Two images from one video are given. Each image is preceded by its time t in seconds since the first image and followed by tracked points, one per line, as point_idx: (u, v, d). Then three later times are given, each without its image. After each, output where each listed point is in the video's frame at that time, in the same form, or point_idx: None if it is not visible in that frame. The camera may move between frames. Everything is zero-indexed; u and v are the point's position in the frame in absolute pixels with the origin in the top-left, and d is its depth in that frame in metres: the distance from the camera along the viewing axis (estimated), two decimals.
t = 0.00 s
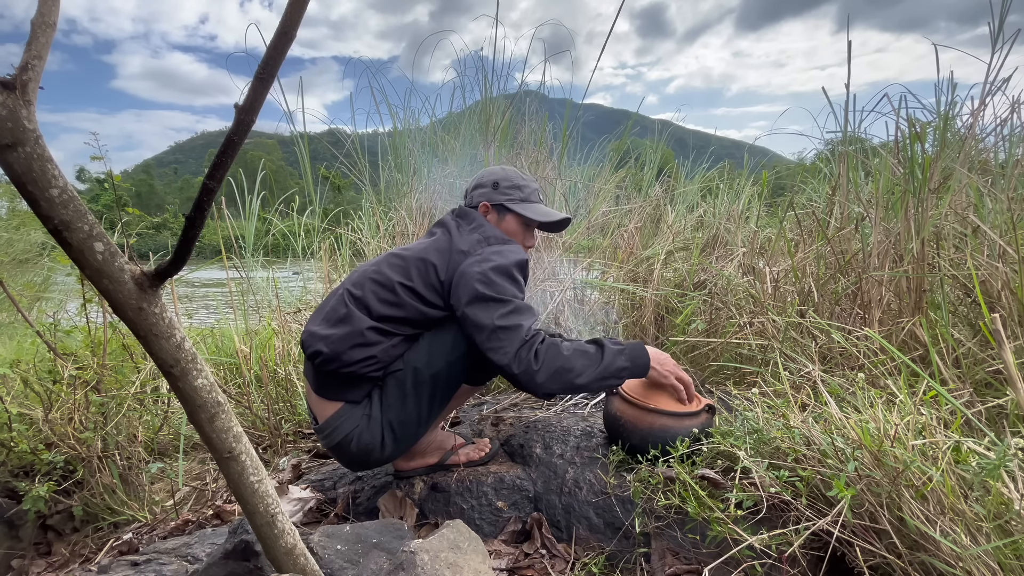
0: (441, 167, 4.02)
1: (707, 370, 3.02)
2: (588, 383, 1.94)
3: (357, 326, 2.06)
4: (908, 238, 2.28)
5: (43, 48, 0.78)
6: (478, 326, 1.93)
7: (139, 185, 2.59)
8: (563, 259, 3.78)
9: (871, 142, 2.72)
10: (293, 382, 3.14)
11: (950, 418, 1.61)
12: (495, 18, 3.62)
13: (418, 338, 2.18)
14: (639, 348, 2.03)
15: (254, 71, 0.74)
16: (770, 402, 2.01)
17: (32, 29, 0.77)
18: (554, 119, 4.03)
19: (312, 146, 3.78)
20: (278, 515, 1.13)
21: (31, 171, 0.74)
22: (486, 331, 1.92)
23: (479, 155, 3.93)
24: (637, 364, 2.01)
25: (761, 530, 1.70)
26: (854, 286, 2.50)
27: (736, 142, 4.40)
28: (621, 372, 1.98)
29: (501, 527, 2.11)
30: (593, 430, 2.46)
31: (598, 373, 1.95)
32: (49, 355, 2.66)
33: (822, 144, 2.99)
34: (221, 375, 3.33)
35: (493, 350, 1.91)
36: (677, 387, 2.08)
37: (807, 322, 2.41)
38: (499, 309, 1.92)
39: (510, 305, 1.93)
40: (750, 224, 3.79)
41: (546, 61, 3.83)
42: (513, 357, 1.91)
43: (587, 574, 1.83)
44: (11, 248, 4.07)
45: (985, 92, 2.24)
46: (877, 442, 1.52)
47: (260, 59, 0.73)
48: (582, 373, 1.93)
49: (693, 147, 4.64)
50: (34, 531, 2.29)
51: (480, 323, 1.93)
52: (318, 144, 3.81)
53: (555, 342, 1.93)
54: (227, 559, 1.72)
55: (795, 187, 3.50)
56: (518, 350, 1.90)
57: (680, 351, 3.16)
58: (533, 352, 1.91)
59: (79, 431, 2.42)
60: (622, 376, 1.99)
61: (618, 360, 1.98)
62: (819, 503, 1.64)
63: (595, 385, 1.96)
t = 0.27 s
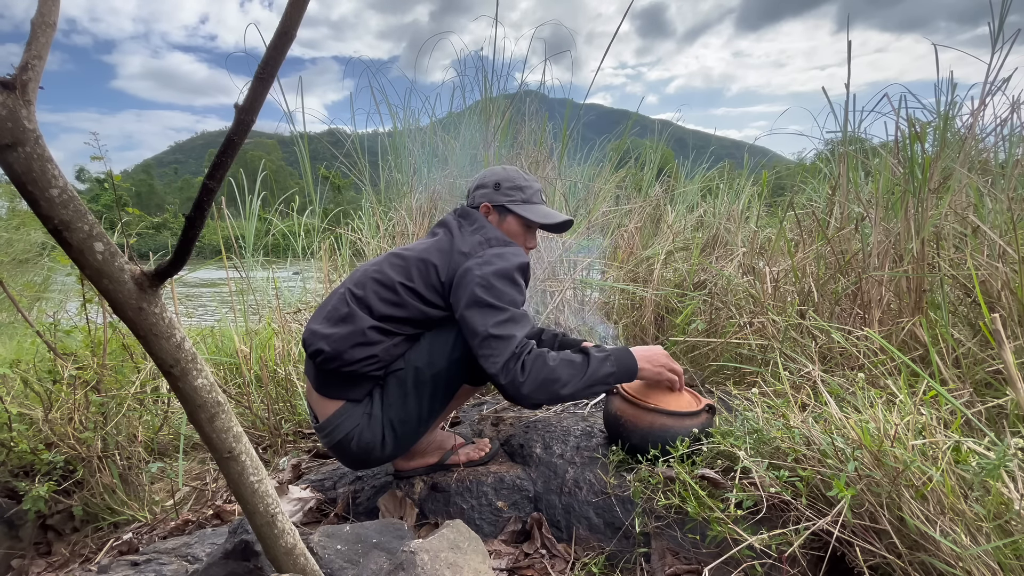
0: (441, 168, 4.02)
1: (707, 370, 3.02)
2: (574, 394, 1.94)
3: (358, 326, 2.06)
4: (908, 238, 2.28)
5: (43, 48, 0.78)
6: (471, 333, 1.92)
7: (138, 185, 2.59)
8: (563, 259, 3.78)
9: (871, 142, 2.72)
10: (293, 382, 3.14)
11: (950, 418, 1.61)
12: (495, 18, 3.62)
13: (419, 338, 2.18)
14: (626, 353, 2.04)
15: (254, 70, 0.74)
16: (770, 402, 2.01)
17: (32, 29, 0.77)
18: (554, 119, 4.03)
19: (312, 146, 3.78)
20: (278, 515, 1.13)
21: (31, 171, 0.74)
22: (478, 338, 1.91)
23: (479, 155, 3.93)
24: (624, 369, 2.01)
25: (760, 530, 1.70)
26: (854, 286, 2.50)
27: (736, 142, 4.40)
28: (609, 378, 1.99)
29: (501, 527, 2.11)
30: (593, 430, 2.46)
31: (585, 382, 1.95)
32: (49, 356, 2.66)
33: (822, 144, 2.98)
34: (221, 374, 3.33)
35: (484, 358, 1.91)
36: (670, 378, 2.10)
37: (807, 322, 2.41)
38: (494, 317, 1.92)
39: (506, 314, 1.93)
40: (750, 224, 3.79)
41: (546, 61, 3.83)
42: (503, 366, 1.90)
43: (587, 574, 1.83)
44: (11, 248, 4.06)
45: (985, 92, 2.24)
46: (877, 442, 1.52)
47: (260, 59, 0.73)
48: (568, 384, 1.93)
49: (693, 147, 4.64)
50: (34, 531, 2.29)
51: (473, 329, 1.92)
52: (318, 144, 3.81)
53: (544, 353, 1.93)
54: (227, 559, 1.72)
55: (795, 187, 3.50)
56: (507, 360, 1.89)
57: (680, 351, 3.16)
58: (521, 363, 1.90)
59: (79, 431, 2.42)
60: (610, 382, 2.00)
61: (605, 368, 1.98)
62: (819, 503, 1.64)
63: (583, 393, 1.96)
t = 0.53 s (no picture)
0: (441, 167, 4.02)
1: (707, 370, 3.02)
2: (573, 396, 1.96)
3: (360, 325, 2.06)
4: (908, 238, 2.28)
5: (43, 48, 0.78)
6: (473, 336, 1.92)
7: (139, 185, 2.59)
8: (563, 259, 3.78)
9: (871, 142, 2.72)
10: (293, 382, 3.14)
11: (950, 418, 1.61)
12: (495, 18, 3.62)
13: (421, 338, 2.18)
14: (626, 354, 2.06)
15: (254, 70, 0.74)
16: (770, 402, 2.01)
17: (32, 29, 0.77)
18: (554, 119, 4.03)
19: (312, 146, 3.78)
20: (278, 515, 1.12)
21: (31, 171, 0.74)
22: (480, 340, 1.91)
23: (479, 155, 3.91)
24: (624, 369, 2.03)
25: (760, 530, 1.70)
26: (854, 286, 2.50)
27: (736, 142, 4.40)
28: (607, 380, 2.01)
29: (501, 527, 2.11)
30: (593, 430, 2.46)
31: (585, 384, 1.98)
32: (49, 356, 2.65)
33: (822, 144, 2.99)
34: (221, 374, 3.33)
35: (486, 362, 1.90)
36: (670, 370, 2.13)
37: (806, 322, 2.41)
38: (496, 320, 1.92)
39: (507, 317, 1.93)
40: (750, 224, 3.79)
41: (546, 61, 3.82)
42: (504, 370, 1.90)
43: (587, 574, 1.83)
44: (11, 248, 4.06)
45: (985, 92, 2.24)
46: (877, 442, 1.52)
47: (260, 59, 0.73)
48: (568, 386, 1.95)
49: (693, 147, 4.64)
50: (34, 531, 2.29)
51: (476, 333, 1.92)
52: (318, 144, 3.81)
53: (545, 356, 1.94)
54: (227, 559, 1.72)
55: (795, 187, 3.50)
56: (508, 364, 1.89)
57: (680, 351, 3.16)
58: (521, 367, 1.91)
59: (79, 431, 2.42)
60: (608, 383, 2.01)
61: (604, 369, 2.01)
62: (819, 503, 1.64)
63: (581, 395, 1.98)
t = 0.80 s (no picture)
0: (442, 168, 4.03)
1: (707, 369, 3.02)
2: (563, 404, 1.96)
3: (362, 325, 2.05)
4: (908, 237, 2.28)
5: (43, 48, 0.78)
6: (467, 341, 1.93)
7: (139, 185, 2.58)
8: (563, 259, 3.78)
9: (870, 142, 2.72)
10: (293, 382, 3.14)
11: (950, 418, 1.61)
12: (495, 18, 3.62)
13: (422, 338, 2.18)
14: (617, 360, 2.04)
15: (254, 70, 0.74)
16: (770, 402, 2.01)
17: (32, 29, 0.77)
18: (554, 119, 4.03)
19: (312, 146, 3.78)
20: (278, 515, 1.12)
21: (31, 171, 0.74)
22: (474, 344, 1.92)
23: (479, 155, 3.91)
24: (615, 377, 2.02)
25: (761, 530, 1.70)
26: (854, 286, 2.50)
27: (736, 142, 4.40)
28: (600, 386, 2.00)
29: (501, 527, 2.11)
30: (593, 430, 2.46)
31: (576, 392, 1.97)
32: (49, 356, 2.65)
33: (822, 144, 2.99)
34: (221, 375, 3.33)
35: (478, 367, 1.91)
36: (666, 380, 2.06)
37: (806, 322, 2.41)
38: (492, 325, 1.92)
39: (503, 321, 1.94)
40: (750, 224, 3.79)
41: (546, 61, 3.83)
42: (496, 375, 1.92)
43: (587, 574, 1.83)
44: (11, 248, 4.06)
45: (985, 92, 2.24)
46: (877, 442, 1.52)
47: (260, 59, 0.73)
48: (558, 394, 1.94)
49: (693, 147, 4.64)
50: (34, 531, 2.29)
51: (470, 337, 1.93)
52: (318, 144, 3.81)
53: (536, 365, 1.94)
54: (227, 559, 1.72)
55: (795, 187, 3.50)
56: (500, 371, 1.91)
57: (680, 351, 3.17)
58: (512, 374, 1.92)
59: (79, 431, 2.42)
60: (601, 390, 2.01)
61: (595, 377, 2.00)
62: (819, 503, 1.64)
63: (572, 402, 1.98)
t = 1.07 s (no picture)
0: (442, 168, 4.03)
1: (707, 370, 3.02)
2: (559, 409, 1.95)
3: (363, 325, 2.05)
4: (908, 238, 2.28)
5: (43, 48, 0.78)
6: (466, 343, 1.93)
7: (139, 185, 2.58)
8: (563, 259, 3.78)
9: (870, 142, 2.72)
10: (293, 382, 3.14)
11: (950, 418, 1.61)
12: (495, 18, 3.62)
13: (423, 338, 2.18)
14: (614, 365, 2.06)
15: (254, 70, 0.74)
16: (770, 402, 2.01)
17: (32, 29, 0.77)
18: (554, 119, 4.02)
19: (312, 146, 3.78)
20: (278, 515, 1.12)
21: (31, 171, 0.74)
22: (473, 345, 1.93)
23: (480, 155, 3.91)
24: (612, 382, 2.02)
25: (761, 530, 1.70)
26: (854, 286, 2.50)
27: (736, 142, 4.40)
28: (596, 391, 2.00)
29: (501, 527, 2.11)
30: (593, 430, 2.46)
31: (573, 396, 1.97)
32: (49, 356, 2.65)
33: (822, 144, 2.99)
34: (221, 375, 3.33)
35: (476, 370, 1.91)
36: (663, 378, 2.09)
37: (807, 322, 2.41)
38: (491, 327, 1.92)
39: (502, 324, 1.94)
40: (750, 224, 3.79)
41: (546, 61, 3.83)
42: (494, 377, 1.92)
43: (587, 574, 1.83)
44: (11, 248, 4.06)
45: (985, 92, 2.24)
46: (877, 442, 1.52)
47: (260, 59, 0.73)
48: (555, 399, 1.94)
49: (693, 147, 4.65)
50: (34, 531, 2.29)
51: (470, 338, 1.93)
52: (318, 144, 3.81)
53: (534, 368, 1.94)
54: (227, 559, 1.72)
55: (795, 187, 3.50)
56: (498, 373, 1.90)
57: (680, 351, 3.18)
58: (509, 377, 1.91)
59: (79, 431, 2.42)
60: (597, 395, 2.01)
61: (592, 382, 2.00)
62: (819, 503, 1.64)
63: (568, 406, 1.98)
